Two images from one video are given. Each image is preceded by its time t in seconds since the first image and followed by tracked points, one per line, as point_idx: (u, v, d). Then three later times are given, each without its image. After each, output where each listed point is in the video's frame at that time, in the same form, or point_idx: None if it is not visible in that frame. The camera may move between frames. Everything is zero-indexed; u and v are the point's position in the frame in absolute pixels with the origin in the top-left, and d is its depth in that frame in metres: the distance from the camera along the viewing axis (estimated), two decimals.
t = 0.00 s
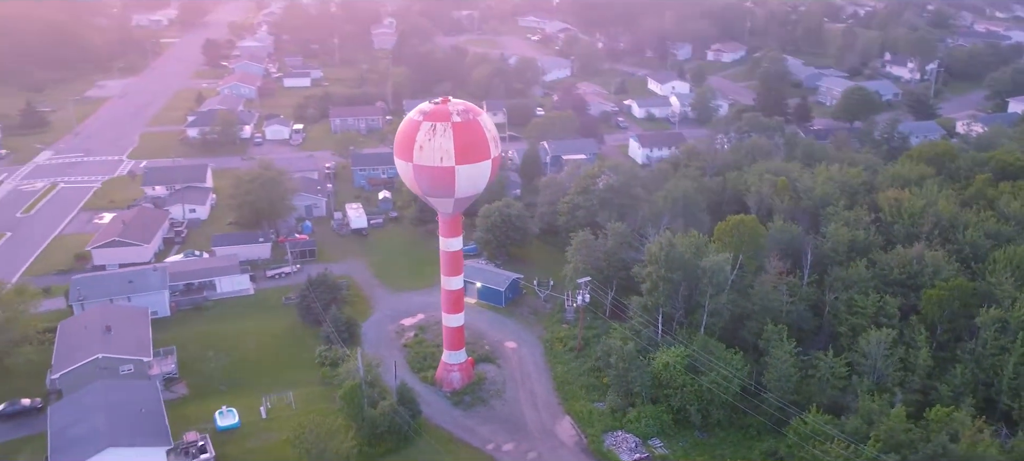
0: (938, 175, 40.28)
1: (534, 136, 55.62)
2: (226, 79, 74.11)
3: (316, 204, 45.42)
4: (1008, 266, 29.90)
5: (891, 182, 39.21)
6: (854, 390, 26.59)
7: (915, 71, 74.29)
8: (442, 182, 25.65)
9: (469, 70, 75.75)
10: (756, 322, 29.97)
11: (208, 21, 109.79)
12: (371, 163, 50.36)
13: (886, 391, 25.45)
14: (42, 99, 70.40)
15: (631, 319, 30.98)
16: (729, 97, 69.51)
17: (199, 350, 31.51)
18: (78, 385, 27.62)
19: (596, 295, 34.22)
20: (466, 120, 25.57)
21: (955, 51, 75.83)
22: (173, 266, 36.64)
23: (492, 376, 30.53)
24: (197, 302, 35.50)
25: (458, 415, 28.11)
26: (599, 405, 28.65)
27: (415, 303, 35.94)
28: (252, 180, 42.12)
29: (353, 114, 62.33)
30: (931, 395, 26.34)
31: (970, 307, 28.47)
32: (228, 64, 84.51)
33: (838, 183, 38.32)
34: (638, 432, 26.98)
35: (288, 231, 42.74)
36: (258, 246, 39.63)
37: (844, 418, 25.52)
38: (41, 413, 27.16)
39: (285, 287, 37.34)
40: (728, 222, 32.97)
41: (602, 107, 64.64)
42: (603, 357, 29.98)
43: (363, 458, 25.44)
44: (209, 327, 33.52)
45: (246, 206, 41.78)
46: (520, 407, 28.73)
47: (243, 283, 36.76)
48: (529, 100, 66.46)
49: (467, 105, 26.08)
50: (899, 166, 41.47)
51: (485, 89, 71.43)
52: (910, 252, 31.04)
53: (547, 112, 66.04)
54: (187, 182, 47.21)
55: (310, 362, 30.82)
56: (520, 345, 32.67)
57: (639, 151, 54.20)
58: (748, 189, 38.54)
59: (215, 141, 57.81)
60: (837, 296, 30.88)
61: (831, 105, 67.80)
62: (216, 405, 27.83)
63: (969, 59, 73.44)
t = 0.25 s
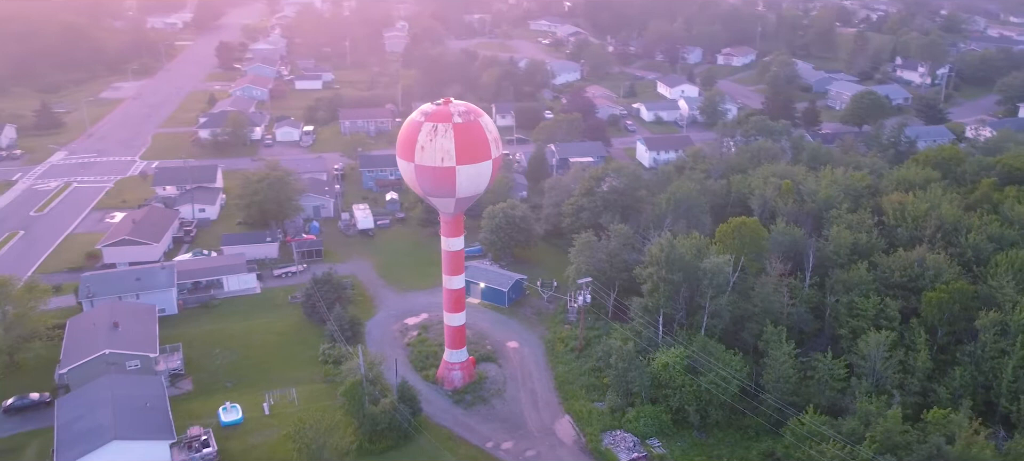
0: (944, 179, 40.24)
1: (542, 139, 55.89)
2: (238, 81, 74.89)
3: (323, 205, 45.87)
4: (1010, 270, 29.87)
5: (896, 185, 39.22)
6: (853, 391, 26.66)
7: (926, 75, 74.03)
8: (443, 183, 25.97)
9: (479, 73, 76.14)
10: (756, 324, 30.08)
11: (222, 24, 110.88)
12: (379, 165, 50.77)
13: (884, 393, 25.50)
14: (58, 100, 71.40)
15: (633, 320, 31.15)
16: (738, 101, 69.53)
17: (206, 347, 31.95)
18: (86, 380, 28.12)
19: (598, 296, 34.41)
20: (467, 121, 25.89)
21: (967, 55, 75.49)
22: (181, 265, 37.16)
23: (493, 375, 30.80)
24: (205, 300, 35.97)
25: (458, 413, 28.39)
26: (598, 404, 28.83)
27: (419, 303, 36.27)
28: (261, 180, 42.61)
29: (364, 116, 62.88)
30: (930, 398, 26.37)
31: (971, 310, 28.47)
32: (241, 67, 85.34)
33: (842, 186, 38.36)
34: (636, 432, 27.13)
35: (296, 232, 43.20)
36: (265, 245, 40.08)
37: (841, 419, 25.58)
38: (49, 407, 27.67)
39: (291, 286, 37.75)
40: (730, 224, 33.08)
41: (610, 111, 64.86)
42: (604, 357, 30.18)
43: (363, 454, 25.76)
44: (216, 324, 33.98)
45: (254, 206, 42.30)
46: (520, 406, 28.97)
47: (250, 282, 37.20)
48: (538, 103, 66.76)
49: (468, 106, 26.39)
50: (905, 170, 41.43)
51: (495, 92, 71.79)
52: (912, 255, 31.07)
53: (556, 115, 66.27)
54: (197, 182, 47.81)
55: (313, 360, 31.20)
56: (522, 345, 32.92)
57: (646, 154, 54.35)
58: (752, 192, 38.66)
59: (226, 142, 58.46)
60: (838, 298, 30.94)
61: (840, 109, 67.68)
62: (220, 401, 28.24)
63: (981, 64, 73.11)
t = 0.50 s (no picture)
0: (949, 183, 40.22)
1: (550, 141, 56.16)
2: (251, 84, 75.64)
3: (331, 206, 46.33)
4: (1011, 273, 29.85)
5: (901, 189, 39.24)
6: (851, 393, 26.71)
7: (937, 79, 73.67)
8: (445, 182, 26.29)
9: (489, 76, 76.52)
10: (756, 325, 30.20)
11: (236, 27, 111.93)
12: (387, 167, 51.20)
13: (882, 394, 25.55)
14: (73, 102, 72.37)
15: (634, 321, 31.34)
16: (747, 105, 69.56)
17: (212, 344, 32.40)
18: (93, 375, 28.59)
19: (600, 297, 34.62)
20: (469, 122, 26.20)
21: (978, 60, 75.18)
22: (190, 263, 37.68)
23: (494, 374, 31.07)
24: (212, 298, 36.45)
25: (459, 411, 28.69)
26: (598, 404, 29.03)
27: (423, 303, 36.60)
28: (269, 181, 43.11)
29: (374, 119, 63.44)
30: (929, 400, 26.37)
31: (971, 313, 28.47)
32: (253, 69, 86.15)
33: (847, 190, 38.41)
34: (635, 431, 27.29)
35: (303, 232, 43.67)
36: (272, 245, 40.54)
37: (839, 420, 25.65)
38: (58, 402, 28.18)
39: (297, 285, 38.18)
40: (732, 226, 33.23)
41: (619, 114, 65.10)
42: (604, 358, 30.39)
43: (363, 451, 26.08)
44: (223, 322, 34.43)
45: (263, 206, 42.83)
46: (520, 405, 29.22)
47: (257, 281, 37.64)
48: (546, 106, 67.07)
49: (470, 107, 26.70)
50: (911, 174, 41.41)
51: (504, 95, 72.16)
52: (913, 258, 31.10)
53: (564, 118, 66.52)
54: (207, 182, 48.41)
55: (317, 358, 31.58)
56: (524, 345, 33.17)
57: (653, 157, 54.51)
58: (755, 195, 38.78)
59: (237, 144, 59.10)
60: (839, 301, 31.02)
61: (850, 113, 67.57)
62: (224, 397, 28.66)
63: (993, 68, 72.78)
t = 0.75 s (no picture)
0: (954, 187, 40.16)
1: (557, 143, 56.40)
2: (262, 86, 76.35)
3: (338, 207, 46.76)
4: (1012, 277, 29.83)
5: (905, 192, 39.24)
6: (850, 394, 26.78)
7: (948, 83, 73.27)
8: (446, 182, 26.60)
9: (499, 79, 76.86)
10: (756, 326, 30.31)
11: (250, 30, 112.85)
12: (395, 168, 51.60)
13: (879, 396, 25.60)
14: (87, 103, 73.28)
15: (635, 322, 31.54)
16: (756, 108, 69.54)
17: (218, 342, 32.82)
18: (101, 370, 29.10)
19: (602, 298, 34.85)
20: (470, 123, 26.50)
21: (990, 64, 74.81)
22: (198, 262, 38.16)
23: (495, 373, 31.32)
24: (219, 297, 36.90)
25: (459, 409, 28.95)
26: (598, 404, 29.23)
27: (427, 302, 36.93)
28: (277, 181, 43.59)
29: (383, 121, 63.95)
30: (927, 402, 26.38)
31: (971, 316, 28.47)
32: (266, 72, 86.91)
33: (850, 193, 38.45)
34: (633, 431, 27.46)
35: (311, 232, 44.12)
36: (279, 245, 40.96)
37: (836, 422, 25.72)
38: (65, 396, 28.66)
39: (303, 285, 38.60)
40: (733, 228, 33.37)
41: (627, 117, 65.34)
42: (605, 358, 30.60)
43: (364, 447, 26.40)
44: (229, 320, 34.87)
45: (270, 206, 43.31)
46: (520, 404, 29.46)
47: (264, 280, 38.05)
48: (555, 109, 67.32)
49: (471, 108, 27.02)
50: (916, 177, 41.37)
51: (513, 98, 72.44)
52: (915, 261, 31.13)
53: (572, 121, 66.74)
54: (217, 183, 49.00)
55: (321, 356, 31.96)
56: (526, 345, 33.41)
57: (660, 160, 54.64)
58: (759, 197, 38.89)
59: (248, 145, 59.69)
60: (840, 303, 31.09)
61: (859, 116, 67.42)
62: (228, 393, 29.06)
63: (1004, 73, 72.41)
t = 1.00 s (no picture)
0: (959, 191, 40.08)
1: (564, 146, 56.65)
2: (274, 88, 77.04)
3: (346, 208, 47.18)
4: (1014, 280, 29.79)
5: (909, 195, 39.22)
6: (848, 396, 26.84)
7: (959, 88, 72.97)
8: (447, 183, 26.90)
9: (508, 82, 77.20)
10: (757, 328, 30.43)
11: (263, 33, 113.76)
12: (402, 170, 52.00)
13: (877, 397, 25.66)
14: (102, 105, 74.19)
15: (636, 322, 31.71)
16: (764, 112, 69.53)
17: (223, 340, 33.25)
18: (107, 366, 29.53)
19: (604, 300, 35.04)
20: (471, 124, 26.79)
21: (1001, 69, 74.44)
22: (205, 262, 38.60)
23: (496, 373, 31.58)
24: (226, 295, 37.35)
25: (460, 408, 29.22)
26: (597, 404, 29.43)
27: (431, 302, 37.25)
28: (285, 181, 44.06)
29: (392, 123, 64.42)
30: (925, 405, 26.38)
31: (971, 318, 28.46)
32: (278, 75, 87.65)
33: (854, 196, 38.49)
34: (631, 431, 27.63)
35: (318, 232, 44.57)
36: (286, 245, 41.37)
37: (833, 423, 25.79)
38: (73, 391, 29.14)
39: (309, 284, 39.00)
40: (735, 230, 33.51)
41: (635, 120, 65.58)
42: (605, 358, 30.80)
43: (364, 444, 26.70)
44: (235, 318, 35.31)
45: (278, 207, 43.78)
46: (520, 403, 29.69)
47: (271, 279, 38.37)
48: (563, 112, 67.59)
49: (473, 110, 27.33)
50: (921, 181, 41.33)
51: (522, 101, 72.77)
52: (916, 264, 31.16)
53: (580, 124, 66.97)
54: (227, 183, 49.55)
55: (324, 354, 32.34)
56: (527, 345, 33.66)
57: (666, 163, 54.76)
58: (762, 201, 38.99)
59: (258, 146, 60.29)
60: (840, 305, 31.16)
61: (867, 120, 67.29)
62: (232, 390, 29.46)
63: (1016, 77, 72.03)
